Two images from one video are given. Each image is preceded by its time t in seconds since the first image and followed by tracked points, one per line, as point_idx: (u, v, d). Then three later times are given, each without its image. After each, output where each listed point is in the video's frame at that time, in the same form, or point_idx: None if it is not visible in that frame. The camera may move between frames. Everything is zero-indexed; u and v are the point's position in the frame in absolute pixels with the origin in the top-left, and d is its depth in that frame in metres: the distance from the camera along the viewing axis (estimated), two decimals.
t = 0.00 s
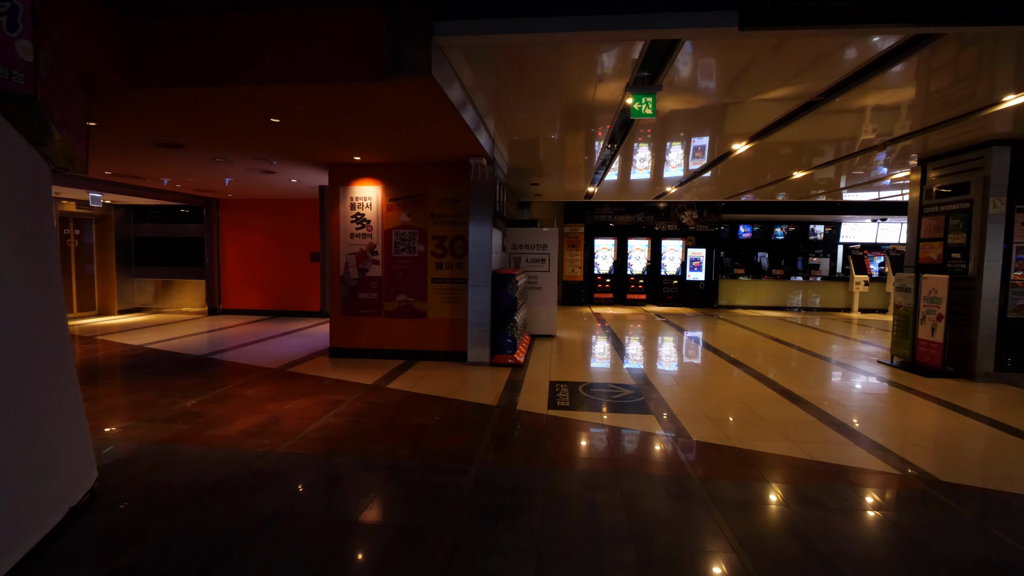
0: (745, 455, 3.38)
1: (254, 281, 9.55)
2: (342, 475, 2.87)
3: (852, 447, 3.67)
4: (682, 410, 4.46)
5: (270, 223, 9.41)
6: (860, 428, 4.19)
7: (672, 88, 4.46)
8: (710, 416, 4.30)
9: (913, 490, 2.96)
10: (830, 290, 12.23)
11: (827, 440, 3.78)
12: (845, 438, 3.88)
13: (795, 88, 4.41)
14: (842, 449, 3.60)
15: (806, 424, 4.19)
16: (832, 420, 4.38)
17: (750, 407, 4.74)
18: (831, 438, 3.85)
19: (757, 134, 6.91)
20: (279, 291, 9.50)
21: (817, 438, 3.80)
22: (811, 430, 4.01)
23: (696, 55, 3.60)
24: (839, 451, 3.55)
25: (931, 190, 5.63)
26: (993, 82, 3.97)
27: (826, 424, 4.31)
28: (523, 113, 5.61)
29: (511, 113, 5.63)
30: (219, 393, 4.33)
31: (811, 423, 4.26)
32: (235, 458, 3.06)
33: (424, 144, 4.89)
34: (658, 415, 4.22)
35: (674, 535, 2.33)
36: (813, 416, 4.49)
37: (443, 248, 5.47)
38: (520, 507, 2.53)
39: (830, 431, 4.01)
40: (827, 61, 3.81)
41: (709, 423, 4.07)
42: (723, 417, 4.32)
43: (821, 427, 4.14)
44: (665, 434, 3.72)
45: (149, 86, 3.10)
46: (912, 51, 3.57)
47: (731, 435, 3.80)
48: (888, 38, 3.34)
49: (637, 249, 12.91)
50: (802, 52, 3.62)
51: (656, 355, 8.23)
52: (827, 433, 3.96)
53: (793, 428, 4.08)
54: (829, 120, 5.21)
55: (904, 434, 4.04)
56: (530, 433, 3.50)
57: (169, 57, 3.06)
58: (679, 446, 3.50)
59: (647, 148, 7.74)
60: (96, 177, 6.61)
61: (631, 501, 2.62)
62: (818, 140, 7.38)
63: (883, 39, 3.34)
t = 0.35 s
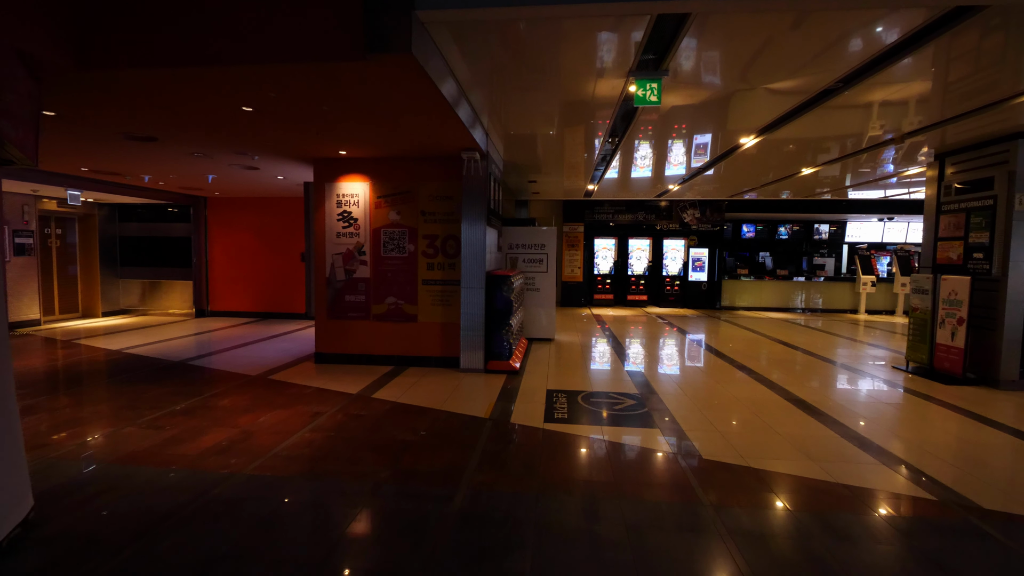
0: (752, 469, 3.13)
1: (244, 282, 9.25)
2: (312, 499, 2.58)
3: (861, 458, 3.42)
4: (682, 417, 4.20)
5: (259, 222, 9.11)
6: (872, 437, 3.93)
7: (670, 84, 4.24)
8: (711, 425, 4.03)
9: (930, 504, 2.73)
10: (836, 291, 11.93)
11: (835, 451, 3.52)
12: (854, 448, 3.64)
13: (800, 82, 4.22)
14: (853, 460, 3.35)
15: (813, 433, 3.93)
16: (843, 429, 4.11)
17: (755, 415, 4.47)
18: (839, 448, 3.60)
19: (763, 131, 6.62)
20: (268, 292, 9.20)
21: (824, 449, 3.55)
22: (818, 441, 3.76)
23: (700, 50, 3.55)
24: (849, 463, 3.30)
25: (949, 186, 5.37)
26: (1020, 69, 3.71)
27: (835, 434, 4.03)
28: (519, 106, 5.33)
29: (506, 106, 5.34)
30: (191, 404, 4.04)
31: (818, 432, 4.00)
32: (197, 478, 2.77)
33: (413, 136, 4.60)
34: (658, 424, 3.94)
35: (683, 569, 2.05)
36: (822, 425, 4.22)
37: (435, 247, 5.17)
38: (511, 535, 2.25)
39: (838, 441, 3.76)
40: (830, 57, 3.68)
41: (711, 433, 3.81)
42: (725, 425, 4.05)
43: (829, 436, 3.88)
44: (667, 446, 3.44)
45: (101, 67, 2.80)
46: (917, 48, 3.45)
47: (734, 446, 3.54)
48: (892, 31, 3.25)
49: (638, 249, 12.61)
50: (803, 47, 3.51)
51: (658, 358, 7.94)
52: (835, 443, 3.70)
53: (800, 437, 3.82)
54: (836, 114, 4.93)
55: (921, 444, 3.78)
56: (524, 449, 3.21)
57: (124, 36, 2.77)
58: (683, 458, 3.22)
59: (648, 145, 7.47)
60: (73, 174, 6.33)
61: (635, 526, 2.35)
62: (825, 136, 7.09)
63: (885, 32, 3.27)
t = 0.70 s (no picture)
0: (765, 480, 2.93)
1: (233, 282, 8.94)
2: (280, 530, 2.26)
3: (868, 461, 3.37)
4: (688, 422, 4.04)
5: (249, 220, 8.81)
6: (879, 439, 3.86)
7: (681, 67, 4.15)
8: (717, 430, 3.89)
9: (945, 510, 2.67)
10: (844, 291, 11.61)
11: (843, 455, 3.45)
12: (860, 451, 3.59)
13: (815, 66, 4.02)
14: (861, 464, 3.29)
15: (819, 437, 3.83)
16: (851, 432, 4.01)
17: (760, 418, 4.35)
18: (847, 452, 3.52)
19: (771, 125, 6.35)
20: (259, 293, 8.89)
21: (832, 454, 3.46)
22: (825, 445, 3.67)
23: (705, 43, 3.58)
24: (860, 469, 3.21)
25: (974, 179, 5.09)
26: None
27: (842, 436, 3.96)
28: (516, 95, 5.02)
29: (502, 96, 5.03)
30: (161, 415, 3.72)
31: (824, 436, 3.91)
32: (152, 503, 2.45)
33: (403, 125, 4.29)
34: (663, 431, 3.69)
35: None
36: (830, 427, 4.12)
37: (427, 245, 4.85)
38: None
39: (846, 445, 3.68)
40: (836, 48, 3.71)
41: (717, 438, 3.66)
42: (730, 429, 3.93)
43: (837, 440, 3.80)
44: (672, 454, 3.23)
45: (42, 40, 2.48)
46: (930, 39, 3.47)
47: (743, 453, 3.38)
48: (899, 21, 3.28)
49: (641, 248, 12.29)
50: (809, 38, 3.56)
51: (661, 359, 7.65)
52: (843, 448, 3.61)
53: (807, 442, 3.71)
54: (846, 113, 5.14)
55: (939, 452, 3.60)
56: (521, 467, 2.89)
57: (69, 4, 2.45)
58: (694, 470, 2.98)
59: (650, 141, 7.20)
60: (51, 169, 6.05)
61: (644, 564, 2.03)
62: (833, 132, 6.84)
63: (893, 22, 3.30)
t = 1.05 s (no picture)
0: (771, 496, 2.79)
1: (220, 284, 8.64)
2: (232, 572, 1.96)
3: (878, 475, 3.21)
4: (690, 432, 3.86)
5: (236, 219, 8.50)
6: (888, 449, 3.69)
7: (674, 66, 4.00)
8: (721, 441, 3.70)
9: (966, 534, 2.49)
10: (850, 292, 11.33)
11: (852, 469, 3.27)
12: (869, 462, 3.43)
13: (828, 56, 3.77)
14: (872, 480, 3.12)
15: (826, 448, 3.66)
16: (858, 441, 3.84)
17: (766, 427, 4.16)
18: (856, 465, 3.35)
19: (779, 121, 6.06)
20: (247, 295, 8.58)
21: (841, 468, 3.29)
22: (833, 457, 3.49)
23: (710, 36, 3.40)
24: (871, 485, 3.04)
25: (996, 176, 4.82)
26: None
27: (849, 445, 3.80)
28: (510, 90, 4.74)
29: (495, 90, 4.74)
30: (124, 432, 3.42)
31: (832, 446, 3.74)
32: (91, 539, 2.15)
33: (389, 117, 3.99)
34: (663, 441, 3.53)
35: None
36: (836, 436, 3.94)
37: (416, 247, 4.54)
38: None
39: (855, 456, 3.50)
40: (841, 43, 3.54)
41: (721, 451, 3.46)
42: (735, 439, 3.75)
43: (844, 450, 3.63)
44: (675, 471, 3.02)
45: None
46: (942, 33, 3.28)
47: (750, 468, 3.18)
48: (906, 14, 3.12)
49: (641, 248, 12.02)
50: (817, 31, 3.37)
51: (661, 364, 7.37)
52: (852, 460, 3.44)
53: (814, 454, 3.53)
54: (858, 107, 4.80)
55: (958, 468, 3.37)
56: (512, 495, 2.59)
57: None
58: (704, 496, 2.68)
59: (650, 140, 6.94)
60: (23, 166, 5.76)
61: None
62: (840, 130, 6.56)
63: (900, 15, 3.13)
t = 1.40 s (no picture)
0: (775, 501, 2.71)
1: (207, 284, 8.36)
2: None
3: (883, 479, 3.11)
4: (690, 436, 3.76)
5: (223, 217, 8.22)
6: (893, 451, 3.59)
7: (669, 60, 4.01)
8: (721, 446, 3.56)
9: (982, 544, 2.38)
10: (857, 293, 11.02)
11: (856, 473, 3.17)
12: (873, 465, 3.32)
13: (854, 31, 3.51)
14: (876, 484, 3.02)
15: (829, 452, 3.54)
16: (864, 444, 3.72)
17: (768, 430, 4.02)
18: (860, 469, 3.23)
19: (794, 109, 5.61)
20: (234, 296, 8.30)
21: (845, 473, 3.17)
22: (837, 461, 3.37)
23: (713, 29, 3.47)
24: (878, 490, 2.93)
25: (1018, 170, 4.56)
26: None
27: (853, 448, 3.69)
28: (502, 78, 4.44)
29: (487, 78, 4.44)
30: (78, 445, 3.13)
31: (835, 449, 3.62)
32: None
33: (370, 103, 3.69)
34: (661, 445, 3.44)
35: None
36: (839, 438, 3.82)
37: (402, 244, 4.25)
38: None
39: (860, 459, 3.38)
40: (846, 32, 3.56)
41: (722, 457, 3.31)
42: (737, 445, 3.61)
43: (848, 452, 3.53)
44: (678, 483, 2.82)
45: None
46: (951, 18, 3.29)
47: (755, 478, 3.02)
48: (912, 2, 3.14)
49: (642, 247, 11.72)
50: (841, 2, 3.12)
51: (663, 366, 7.09)
52: (857, 464, 3.32)
53: (818, 458, 3.41)
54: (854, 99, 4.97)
55: (973, 475, 3.22)
56: (499, 522, 2.29)
57: None
58: (716, 524, 2.36)
59: (652, 135, 6.67)
60: None
61: None
62: (847, 125, 6.31)
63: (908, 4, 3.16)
